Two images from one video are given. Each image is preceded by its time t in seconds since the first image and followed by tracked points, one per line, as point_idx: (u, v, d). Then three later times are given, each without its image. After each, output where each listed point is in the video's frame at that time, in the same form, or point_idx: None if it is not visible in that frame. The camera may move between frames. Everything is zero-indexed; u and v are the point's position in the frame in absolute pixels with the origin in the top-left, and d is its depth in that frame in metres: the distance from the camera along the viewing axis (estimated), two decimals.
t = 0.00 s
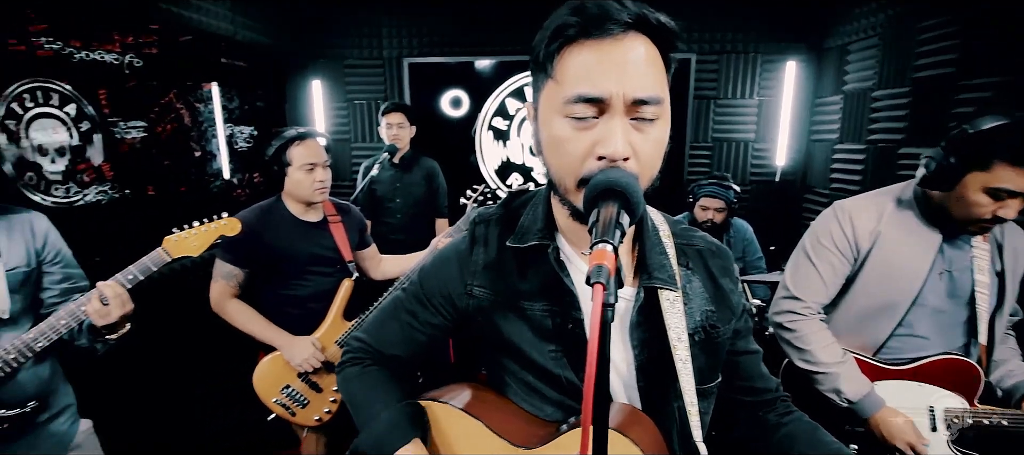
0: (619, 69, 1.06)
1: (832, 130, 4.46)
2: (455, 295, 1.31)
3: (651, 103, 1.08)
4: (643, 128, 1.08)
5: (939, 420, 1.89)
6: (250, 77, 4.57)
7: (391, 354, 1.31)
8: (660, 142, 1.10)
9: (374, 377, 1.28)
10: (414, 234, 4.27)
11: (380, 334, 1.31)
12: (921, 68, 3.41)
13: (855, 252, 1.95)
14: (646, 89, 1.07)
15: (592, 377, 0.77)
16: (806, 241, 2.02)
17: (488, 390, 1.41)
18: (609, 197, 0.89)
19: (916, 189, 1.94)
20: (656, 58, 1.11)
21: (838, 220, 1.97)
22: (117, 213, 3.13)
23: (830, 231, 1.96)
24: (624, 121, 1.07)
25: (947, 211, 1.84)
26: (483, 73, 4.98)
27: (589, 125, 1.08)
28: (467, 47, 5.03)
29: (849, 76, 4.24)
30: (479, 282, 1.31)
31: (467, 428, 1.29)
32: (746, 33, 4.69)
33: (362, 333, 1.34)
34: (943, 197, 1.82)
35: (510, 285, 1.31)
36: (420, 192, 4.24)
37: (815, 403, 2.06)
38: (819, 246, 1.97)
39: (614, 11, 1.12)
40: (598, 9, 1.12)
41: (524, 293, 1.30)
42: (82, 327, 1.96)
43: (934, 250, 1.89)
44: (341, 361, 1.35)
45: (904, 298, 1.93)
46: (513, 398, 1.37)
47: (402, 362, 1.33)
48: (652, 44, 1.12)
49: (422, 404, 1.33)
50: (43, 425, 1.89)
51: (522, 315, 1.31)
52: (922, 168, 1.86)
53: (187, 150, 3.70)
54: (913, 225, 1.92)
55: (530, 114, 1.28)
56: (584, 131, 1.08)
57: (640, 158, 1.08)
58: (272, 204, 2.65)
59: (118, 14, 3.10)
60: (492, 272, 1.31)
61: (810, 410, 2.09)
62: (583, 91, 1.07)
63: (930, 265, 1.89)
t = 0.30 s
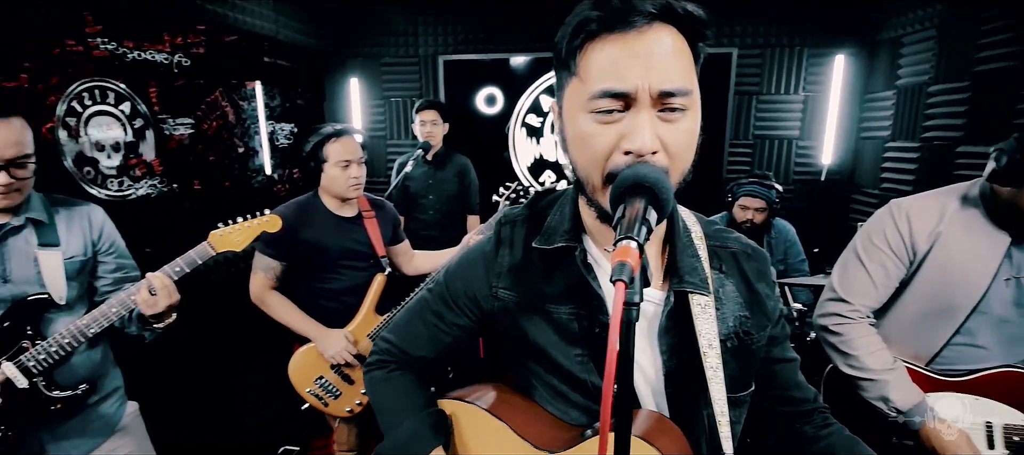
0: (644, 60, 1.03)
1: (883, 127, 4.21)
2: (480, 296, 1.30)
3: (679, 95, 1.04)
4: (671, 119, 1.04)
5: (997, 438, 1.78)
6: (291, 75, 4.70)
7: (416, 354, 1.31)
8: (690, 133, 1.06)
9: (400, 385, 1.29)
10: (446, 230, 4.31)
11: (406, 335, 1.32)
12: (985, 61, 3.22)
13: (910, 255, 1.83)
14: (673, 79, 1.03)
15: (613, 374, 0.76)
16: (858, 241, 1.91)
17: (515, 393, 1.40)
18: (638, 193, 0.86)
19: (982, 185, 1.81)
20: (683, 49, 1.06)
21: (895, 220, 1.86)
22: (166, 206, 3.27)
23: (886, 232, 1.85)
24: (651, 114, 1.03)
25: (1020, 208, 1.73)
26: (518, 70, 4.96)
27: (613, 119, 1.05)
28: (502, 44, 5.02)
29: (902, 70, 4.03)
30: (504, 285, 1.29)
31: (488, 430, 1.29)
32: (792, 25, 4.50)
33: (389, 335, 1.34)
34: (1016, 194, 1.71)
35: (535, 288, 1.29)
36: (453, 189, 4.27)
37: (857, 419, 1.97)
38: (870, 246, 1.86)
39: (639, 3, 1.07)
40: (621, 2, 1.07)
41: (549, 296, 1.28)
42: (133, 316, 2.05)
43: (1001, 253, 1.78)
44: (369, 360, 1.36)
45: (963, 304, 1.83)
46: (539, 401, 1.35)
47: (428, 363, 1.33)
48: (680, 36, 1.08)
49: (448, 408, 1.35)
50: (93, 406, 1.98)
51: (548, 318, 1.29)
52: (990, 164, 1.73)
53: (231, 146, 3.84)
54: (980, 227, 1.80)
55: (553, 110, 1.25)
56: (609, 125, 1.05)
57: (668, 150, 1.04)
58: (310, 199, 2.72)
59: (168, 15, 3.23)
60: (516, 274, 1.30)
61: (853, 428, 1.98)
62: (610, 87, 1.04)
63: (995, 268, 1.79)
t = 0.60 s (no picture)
0: (669, 57, 1.00)
1: (925, 125, 4.05)
2: (500, 292, 1.29)
3: (705, 93, 1.01)
4: (697, 117, 1.01)
5: None
6: (321, 75, 4.80)
7: (434, 348, 1.31)
8: (717, 132, 1.03)
9: (417, 380, 1.30)
10: (470, 230, 4.33)
11: (424, 328, 1.32)
12: None
13: (958, 255, 1.75)
14: (699, 77, 1.00)
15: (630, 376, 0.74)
16: (900, 240, 1.83)
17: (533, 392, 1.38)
18: (660, 191, 0.84)
19: None
20: (712, 46, 1.03)
21: (943, 216, 1.78)
22: (200, 204, 3.38)
23: (932, 230, 1.77)
24: (676, 112, 1.00)
25: None
26: (544, 69, 4.93)
27: (636, 117, 1.02)
28: (528, 44, 5.01)
29: (947, 66, 3.87)
30: (525, 280, 1.29)
31: (501, 426, 1.28)
32: (828, 19, 4.35)
33: (407, 328, 1.34)
34: None
35: (555, 285, 1.28)
36: (477, 188, 4.28)
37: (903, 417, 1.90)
38: (915, 245, 1.78)
39: None
40: None
41: (569, 292, 1.27)
42: (167, 311, 2.15)
43: None
44: (387, 351, 1.37)
45: (1014, 310, 1.73)
46: (556, 400, 1.34)
47: (445, 357, 1.33)
48: (709, 31, 1.04)
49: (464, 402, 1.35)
50: (127, 396, 2.06)
51: (568, 316, 1.27)
52: None
53: (263, 145, 3.95)
54: None
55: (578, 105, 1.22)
56: (631, 122, 1.03)
57: (694, 148, 1.02)
58: (335, 198, 2.77)
59: (204, 19, 3.34)
60: (537, 271, 1.29)
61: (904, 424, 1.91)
62: (633, 85, 1.01)
63: None
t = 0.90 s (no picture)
0: (695, 49, 0.97)
1: (962, 128, 3.90)
2: (507, 291, 1.29)
3: (729, 88, 0.98)
4: (719, 113, 0.98)
5: None
6: (345, 75, 4.87)
7: (441, 344, 1.31)
8: (739, 130, 1.00)
9: (427, 364, 1.29)
10: (488, 229, 4.32)
11: (431, 325, 1.32)
12: None
13: (1005, 264, 1.66)
14: (724, 71, 0.97)
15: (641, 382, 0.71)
16: (942, 245, 1.76)
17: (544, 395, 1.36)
18: (677, 193, 0.81)
19: None
20: (739, 43, 1.00)
21: (990, 223, 1.69)
22: (225, 200, 3.46)
23: (978, 235, 1.70)
24: (698, 105, 0.98)
25: None
26: (567, 68, 4.90)
27: (657, 108, 1.00)
28: (550, 43, 4.99)
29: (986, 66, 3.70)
30: (531, 280, 1.28)
31: (508, 427, 1.26)
32: (861, 17, 4.22)
33: (416, 323, 1.35)
34: None
35: (562, 285, 1.26)
36: (497, 187, 4.28)
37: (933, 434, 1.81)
38: (958, 252, 1.71)
39: None
40: None
41: (578, 293, 1.25)
42: (189, 304, 2.19)
43: None
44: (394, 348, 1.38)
45: None
46: (562, 403, 1.32)
47: (451, 355, 1.33)
48: (736, 27, 1.01)
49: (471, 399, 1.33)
50: (151, 386, 2.13)
51: (576, 318, 1.25)
52: None
53: (287, 143, 4.02)
54: None
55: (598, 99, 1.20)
56: (652, 114, 1.00)
57: (716, 143, 0.99)
58: (355, 196, 2.80)
59: (231, 19, 3.42)
60: (547, 271, 1.27)
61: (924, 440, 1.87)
62: (657, 74, 0.99)
63: None
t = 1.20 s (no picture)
0: (711, 38, 0.95)
1: (996, 126, 3.73)
2: (521, 289, 1.28)
3: (747, 77, 0.96)
4: (736, 104, 0.96)
5: None
6: (364, 75, 4.91)
7: (455, 347, 1.30)
8: (757, 121, 0.98)
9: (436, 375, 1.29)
10: (504, 229, 4.32)
11: (446, 326, 1.32)
12: None
13: None
14: (742, 61, 0.95)
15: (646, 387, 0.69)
16: (974, 249, 1.71)
17: (556, 396, 1.36)
18: (691, 192, 0.80)
19: None
20: (756, 35, 0.98)
21: None
22: (246, 198, 3.51)
23: (1012, 239, 1.63)
24: (715, 95, 0.96)
25: None
26: (584, 67, 4.88)
27: (673, 99, 0.98)
28: (568, 42, 4.96)
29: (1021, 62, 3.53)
30: (546, 278, 1.26)
31: (518, 431, 1.27)
32: (889, 14, 4.10)
33: (431, 326, 1.35)
34: None
35: (577, 284, 1.24)
36: (514, 187, 4.28)
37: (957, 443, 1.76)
38: (992, 258, 1.65)
39: None
40: None
41: (592, 292, 1.23)
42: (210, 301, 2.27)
43: None
44: (409, 350, 1.37)
45: None
46: (575, 404, 1.31)
47: (466, 356, 1.32)
48: (753, 19, 0.99)
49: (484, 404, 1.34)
50: (173, 381, 2.17)
51: (591, 317, 1.24)
52: None
53: (306, 142, 4.08)
54: None
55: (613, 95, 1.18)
56: (668, 105, 0.98)
57: (733, 135, 0.97)
58: (372, 195, 2.83)
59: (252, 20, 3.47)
60: (561, 269, 1.26)
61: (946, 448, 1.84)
62: (672, 65, 0.96)
63: None
